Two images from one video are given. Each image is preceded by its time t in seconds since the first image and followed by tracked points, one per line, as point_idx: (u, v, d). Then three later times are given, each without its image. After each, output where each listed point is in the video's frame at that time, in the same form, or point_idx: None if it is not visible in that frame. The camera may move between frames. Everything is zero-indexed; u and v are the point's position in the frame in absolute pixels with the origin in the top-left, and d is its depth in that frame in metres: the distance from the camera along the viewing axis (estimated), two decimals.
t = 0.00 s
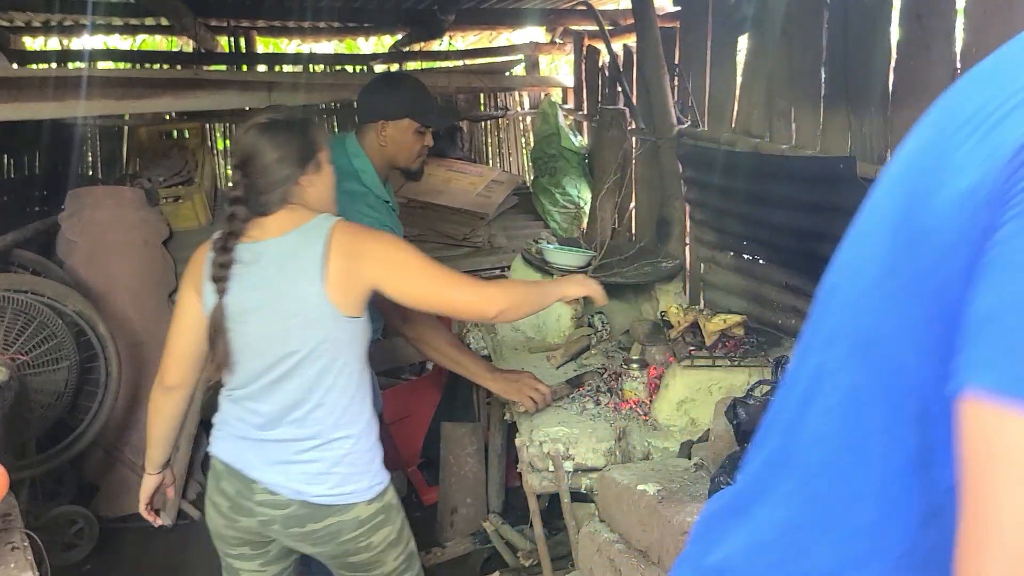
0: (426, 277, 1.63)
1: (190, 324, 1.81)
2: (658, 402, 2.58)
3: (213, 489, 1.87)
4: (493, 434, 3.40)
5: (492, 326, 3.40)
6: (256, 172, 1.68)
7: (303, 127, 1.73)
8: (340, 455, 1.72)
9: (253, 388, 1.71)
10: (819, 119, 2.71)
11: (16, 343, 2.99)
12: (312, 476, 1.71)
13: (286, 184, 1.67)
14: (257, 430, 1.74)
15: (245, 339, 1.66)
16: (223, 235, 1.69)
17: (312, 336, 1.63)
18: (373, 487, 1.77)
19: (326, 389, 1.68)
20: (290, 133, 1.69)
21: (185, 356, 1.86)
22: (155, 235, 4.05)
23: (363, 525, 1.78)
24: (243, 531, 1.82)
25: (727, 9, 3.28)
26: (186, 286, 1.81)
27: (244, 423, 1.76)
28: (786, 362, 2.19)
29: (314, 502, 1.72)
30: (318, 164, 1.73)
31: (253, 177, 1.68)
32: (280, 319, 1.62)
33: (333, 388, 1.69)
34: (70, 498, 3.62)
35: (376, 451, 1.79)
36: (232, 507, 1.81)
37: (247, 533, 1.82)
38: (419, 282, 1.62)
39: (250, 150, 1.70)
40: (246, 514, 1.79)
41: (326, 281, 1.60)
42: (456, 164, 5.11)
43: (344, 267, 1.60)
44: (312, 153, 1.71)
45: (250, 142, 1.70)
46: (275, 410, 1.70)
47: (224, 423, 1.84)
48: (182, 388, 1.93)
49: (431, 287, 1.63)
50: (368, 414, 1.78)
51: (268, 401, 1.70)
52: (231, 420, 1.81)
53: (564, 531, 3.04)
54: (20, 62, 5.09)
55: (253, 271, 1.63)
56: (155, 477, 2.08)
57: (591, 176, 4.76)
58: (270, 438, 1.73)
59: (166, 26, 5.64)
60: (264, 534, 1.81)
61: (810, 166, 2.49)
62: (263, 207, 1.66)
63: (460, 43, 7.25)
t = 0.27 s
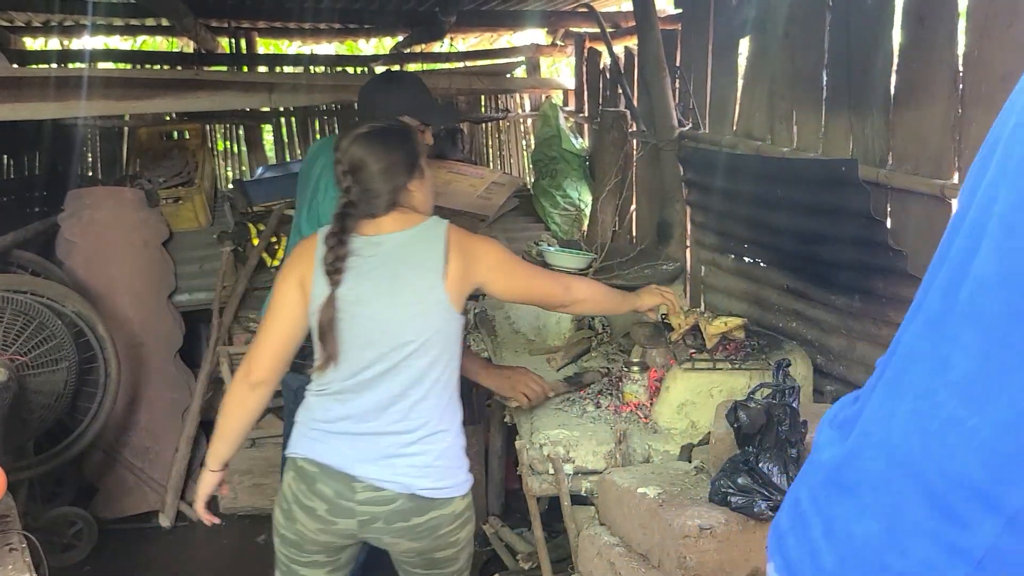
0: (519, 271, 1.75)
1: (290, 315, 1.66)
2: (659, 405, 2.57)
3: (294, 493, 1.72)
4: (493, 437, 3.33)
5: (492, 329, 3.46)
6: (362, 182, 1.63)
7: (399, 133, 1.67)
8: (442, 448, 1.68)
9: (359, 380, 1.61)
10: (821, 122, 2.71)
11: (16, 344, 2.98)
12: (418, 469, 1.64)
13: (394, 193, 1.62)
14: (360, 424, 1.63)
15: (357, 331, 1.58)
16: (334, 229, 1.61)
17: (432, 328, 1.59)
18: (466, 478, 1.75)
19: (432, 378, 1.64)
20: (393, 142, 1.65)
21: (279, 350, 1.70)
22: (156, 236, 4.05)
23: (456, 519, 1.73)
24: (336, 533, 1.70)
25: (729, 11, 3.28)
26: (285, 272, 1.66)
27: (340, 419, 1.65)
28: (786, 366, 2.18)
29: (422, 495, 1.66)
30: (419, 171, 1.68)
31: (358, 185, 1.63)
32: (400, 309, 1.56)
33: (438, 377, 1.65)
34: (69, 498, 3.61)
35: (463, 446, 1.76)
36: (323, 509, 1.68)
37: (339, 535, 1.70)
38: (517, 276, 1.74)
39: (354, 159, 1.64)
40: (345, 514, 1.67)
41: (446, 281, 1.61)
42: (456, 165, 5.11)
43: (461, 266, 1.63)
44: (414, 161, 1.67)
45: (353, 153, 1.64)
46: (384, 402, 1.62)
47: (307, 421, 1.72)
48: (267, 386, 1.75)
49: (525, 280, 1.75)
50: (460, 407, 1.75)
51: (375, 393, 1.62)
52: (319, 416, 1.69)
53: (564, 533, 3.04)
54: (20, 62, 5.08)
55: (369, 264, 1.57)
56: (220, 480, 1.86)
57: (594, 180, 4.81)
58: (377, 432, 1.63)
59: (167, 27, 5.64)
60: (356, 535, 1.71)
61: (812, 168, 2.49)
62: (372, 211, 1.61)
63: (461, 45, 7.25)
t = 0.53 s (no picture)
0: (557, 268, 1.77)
1: (340, 302, 1.64)
2: (656, 406, 2.58)
3: (341, 482, 1.68)
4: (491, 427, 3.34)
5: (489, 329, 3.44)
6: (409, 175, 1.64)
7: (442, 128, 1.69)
8: (490, 436, 1.68)
9: (413, 364, 1.61)
10: (819, 122, 2.71)
11: (12, 342, 2.97)
12: (470, 456, 1.64)
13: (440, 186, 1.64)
14: (414, 409, 1.62)
15: (412, 315, 1.58)
16: (385, 217, 1.59)
17: (484, 312, 1.61)
18: (510, 468, 1.75)
19: (483, 365, 1.65)
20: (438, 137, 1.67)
21: (331, 339, 1.67)
22: (154, 235, 4.04)
23: (500, 509, 1.74)
24: (385, 522, 1.67)
25: (728, 12, 3.28)
26: (332, 262, 1.65)
27: (392, 405, 1.63)
28: (784, 367, 2.17)
29: (474, 482, 1.65)
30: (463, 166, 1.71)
31: (404, 176, 1.64)
32: (454, 292, 1.58)
33: (488, 365, 1.66)
34: (66, 497, 3.61)
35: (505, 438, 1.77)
36: (373, 496, 1.64)
37: (388, 524, 1.67)
38: (555, 272, 1.76)
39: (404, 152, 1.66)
40: (396, 501, 1.64)
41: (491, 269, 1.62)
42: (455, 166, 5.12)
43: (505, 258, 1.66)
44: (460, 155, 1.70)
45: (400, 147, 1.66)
46: (438, 387, 1.62)
47: (354, 409, 1.69)
48: (321, 377, 1.72)
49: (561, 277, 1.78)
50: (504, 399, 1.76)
51: (430, 377, 1.61)
52: (367, 404, 1.67)
53: (561, 533, 3.04)
54: (18, 60, 5.07)
55: (422, 248, 1.59)
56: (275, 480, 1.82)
57: (592, 178, 4.80)
58: (431, 417, 1.62)
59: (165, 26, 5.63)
60: (405, 524, 1.68)
61: (810, 168, 2.49)
62: (416, 201, 1.63)
63: (460, 45, 7.23)
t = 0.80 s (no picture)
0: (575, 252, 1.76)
1: (354, 305, 1.65)
2: (654, 406, 2.58)
3: (358, 481, 1.68)
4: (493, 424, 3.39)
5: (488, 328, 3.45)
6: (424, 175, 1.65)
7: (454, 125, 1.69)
8: (507, 435, 1.69)
9: (432, 364, 1.62)
10: (817, 123, 2.72)
11: (13, 342, 2.98)
12: (488, 455, 1.65)
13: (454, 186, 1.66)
14: (433, 409, 1.63)
15: (431, 315, 1.59)
16: (400, 220, 1.61)
17: (502, 314, 1.62)
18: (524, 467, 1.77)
19: (501, 365, 1.66)
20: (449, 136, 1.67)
21: (342, 341, 1.68)
22: (154, 236, 4.06)
23: (515, 508, 1.75)
24: (403, 521, 1.68)
25: (727, 14, 3.30)
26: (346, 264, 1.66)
27: (411, 404, 1.64)
28: (780, 366, 2.19)
29: (492, 482, 1.66)
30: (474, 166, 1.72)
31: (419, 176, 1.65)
32: (473, 293, 1.59)
33: (505, 365, 1.67)
34: (66, 497, 3.62)
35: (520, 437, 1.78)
36: (390, 496, 1.65)
37: (406, 523, 1.68)
38: (574, 257, 1.76)
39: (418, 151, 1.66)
40: (415, 500, 1.65)
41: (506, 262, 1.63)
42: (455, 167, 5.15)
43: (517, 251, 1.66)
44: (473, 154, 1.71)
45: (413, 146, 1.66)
46: (457, 387, 1.63)
47: (371, 409, 1.70)
48: (327, 377, 1.73)
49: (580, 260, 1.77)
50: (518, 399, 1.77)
51: (449, 377, 1.62)
52: (385, 403, 1.68)
53: (560, 533, 3.05)
54: (18, 61, 5.08)
55: (440, 249, 1.60)
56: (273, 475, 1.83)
57: (591, 179, 4.82)
58: (449, 417, 1.63)
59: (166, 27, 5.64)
60: (421, 523, 1.69)
61: (809, 170, 2.50)
62: (430, 201, 1.65)
63: (460, 46, 7.25)
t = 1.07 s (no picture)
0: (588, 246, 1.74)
1: (364, 299, 1.68)
2: (653, 406, 2.58)
3: (364, 474, 1.68)
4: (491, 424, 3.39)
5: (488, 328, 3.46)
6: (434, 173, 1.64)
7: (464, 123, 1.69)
8: (514, 431, 1.68)
9: (438, 358, 1.62)
10: (816, 124, 2.72)
11: (11, 341, 2.98)
12: (493, 451, 1.64)
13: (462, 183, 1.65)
14: (438, 403, 1.63)
15: (439, 310, 1.59)
16: (409, 216, 1.61)
17: (509, 310, 1.61)
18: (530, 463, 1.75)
19: (508, 361, 1.65)
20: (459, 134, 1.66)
21: (352, 335, 1.71)
22: (153, 235, 4.06)
23: (520, 505, 1.73)
24: (407, 514, 1.67)
25: (726, 15, 3.30)
26: (357, 259, 1.68)
27: (417, 398, 1.64)
28: (780, 367, 2.19)
29: (496, 477, 1.65)
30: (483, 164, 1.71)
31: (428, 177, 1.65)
32: (480, 289, 1.58)
33: (513, 361, 1.66)
34: (64, 496, 3.62)
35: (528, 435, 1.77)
36: (393, 488, 1.65)
37: (410, 516, 1.68)
38: (588, 249, 1.74)
39: (427, 147, 1.65)
40: (419, 494, 1.64)
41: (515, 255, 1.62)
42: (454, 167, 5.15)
43: (526, 246, 1.65)
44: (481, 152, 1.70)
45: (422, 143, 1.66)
46: (463, 381, 1.62)
47: (379, 403, 1.70)
48: (338, 372, 1.75)
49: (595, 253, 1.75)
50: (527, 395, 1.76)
51: (455, 372, 1.62)
52: (393, 397, 1.68)
53: (559, 533, 3.04)
54: (17, 60, 5.07)
55: (449, 244, 1.60)
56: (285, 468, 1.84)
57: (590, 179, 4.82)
58: (455, 411, 1.63)
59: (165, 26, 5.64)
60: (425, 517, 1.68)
61: (808, 170, 2.50)
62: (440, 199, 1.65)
63: (459, 46, 7.25)
